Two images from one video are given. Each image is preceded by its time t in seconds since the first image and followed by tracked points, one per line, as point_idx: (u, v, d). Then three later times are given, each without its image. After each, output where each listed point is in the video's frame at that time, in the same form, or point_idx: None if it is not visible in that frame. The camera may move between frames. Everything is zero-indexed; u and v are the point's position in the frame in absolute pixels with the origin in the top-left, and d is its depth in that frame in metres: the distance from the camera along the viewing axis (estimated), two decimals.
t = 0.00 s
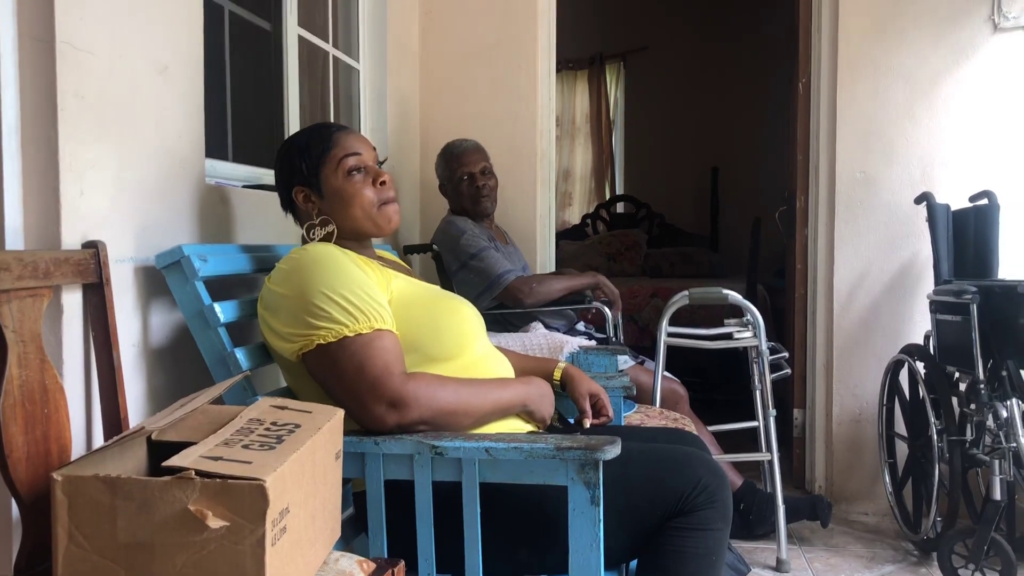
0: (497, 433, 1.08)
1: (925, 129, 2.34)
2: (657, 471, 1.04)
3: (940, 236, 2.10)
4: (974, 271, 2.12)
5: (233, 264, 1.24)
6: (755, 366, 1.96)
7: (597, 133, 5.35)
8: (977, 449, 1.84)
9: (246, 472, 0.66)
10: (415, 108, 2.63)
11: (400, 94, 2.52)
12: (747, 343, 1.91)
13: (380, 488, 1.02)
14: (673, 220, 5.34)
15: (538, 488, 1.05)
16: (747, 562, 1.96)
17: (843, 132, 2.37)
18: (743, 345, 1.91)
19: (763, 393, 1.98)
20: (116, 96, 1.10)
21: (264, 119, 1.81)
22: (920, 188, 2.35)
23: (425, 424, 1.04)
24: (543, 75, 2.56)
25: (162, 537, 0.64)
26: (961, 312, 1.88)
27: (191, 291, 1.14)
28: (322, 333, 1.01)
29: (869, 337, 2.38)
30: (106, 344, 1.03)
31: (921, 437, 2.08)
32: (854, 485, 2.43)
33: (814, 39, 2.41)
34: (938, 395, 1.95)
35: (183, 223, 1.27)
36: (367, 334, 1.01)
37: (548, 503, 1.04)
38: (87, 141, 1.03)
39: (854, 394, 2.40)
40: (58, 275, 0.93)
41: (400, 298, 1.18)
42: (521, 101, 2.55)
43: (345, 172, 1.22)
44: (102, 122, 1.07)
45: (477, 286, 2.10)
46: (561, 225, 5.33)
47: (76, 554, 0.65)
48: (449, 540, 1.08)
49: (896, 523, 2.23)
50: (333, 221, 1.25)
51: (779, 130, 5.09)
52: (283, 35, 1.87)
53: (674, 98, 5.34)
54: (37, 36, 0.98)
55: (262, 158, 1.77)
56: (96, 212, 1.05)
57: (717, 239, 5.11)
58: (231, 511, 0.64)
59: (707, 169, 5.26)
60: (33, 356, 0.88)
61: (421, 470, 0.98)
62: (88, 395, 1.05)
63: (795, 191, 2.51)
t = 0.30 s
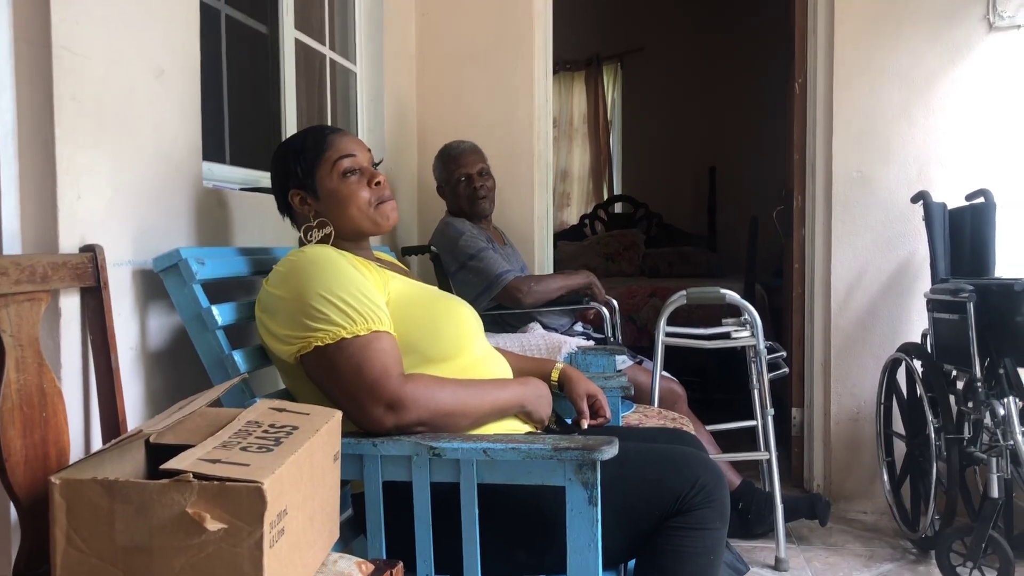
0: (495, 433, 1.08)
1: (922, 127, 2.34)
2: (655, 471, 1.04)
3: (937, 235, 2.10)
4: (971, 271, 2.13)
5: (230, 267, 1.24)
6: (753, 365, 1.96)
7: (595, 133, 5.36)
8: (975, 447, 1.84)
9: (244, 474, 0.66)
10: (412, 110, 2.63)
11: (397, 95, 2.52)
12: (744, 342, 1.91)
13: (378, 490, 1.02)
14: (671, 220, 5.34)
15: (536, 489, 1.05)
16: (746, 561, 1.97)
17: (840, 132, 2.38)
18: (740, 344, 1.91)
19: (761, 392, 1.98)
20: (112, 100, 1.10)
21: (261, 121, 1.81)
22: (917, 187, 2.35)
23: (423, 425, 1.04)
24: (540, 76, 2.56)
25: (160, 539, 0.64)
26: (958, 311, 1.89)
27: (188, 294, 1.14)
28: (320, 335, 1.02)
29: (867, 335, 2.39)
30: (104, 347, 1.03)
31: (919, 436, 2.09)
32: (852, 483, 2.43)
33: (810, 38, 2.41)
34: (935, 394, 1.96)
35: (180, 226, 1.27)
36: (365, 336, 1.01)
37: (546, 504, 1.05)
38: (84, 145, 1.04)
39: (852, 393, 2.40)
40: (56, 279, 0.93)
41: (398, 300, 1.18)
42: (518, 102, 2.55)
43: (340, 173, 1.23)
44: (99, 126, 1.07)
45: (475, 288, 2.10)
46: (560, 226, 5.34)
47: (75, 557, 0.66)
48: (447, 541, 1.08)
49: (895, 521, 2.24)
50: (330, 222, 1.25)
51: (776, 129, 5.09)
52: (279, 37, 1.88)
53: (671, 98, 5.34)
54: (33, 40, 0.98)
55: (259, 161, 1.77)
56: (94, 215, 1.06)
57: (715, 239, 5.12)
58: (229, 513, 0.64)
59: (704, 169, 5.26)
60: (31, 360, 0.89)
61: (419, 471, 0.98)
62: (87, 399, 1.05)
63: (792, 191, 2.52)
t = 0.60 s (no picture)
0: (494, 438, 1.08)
1: (918, 129, 2.35)
2: (655, 473, 1.04)
3: (935, 236, 2.11)
4: (969, 273, 2.13)
5: (229, 272, 1.24)
6: (752, 368, 1.96)
7: (592, 137, 5.36)
8: (974, 448, 1.84)
9: (244, 480, 0.66)
10: (410, 114, 2.64)
11: (395, 99, 2.52)
12: (743, 345, 1.91)
13: (378, 495, 1.02)
14: (669, 223, 5.35)
15: (535, 492, 1.05)
16: (746, 564, 1.97)
17: (836, 133, 2.38)
18: (739, 347, 1.91)
19: (760, 394, 1.98)
20: (110, 106, 1.10)
21: (259, 126, 1.81)
22: (914, 188, 2.36)
23: (422, 429, 1.04)
24: (537, 80, 2.57)
25: (160, 545, 0.64)
26: (956, 312, 1.89)
27: (187, 299, 1.14)
28: (319, 340, 1.02)
29: (865, 337, 2.39)
30: (102, 353, 1.03)
31: (918, 437, 2.09)
32: (852, 485, 2.43)
33: (807, 41, 2.42)
34: (934, 396, 1.96)
35: (179, 231, 1.27)
36: (364, 341, 1.01)
37: (546, 507, 1.05)
38: (82, 151, 1.04)
39: (851, 395, 2.40)
40: (54, 285, 0.93)
41: (396, 304, 1.18)
42: (515, 106, 2.56)
43: (340, 178, 1.23)
44: (97, 132, 1.07)
45: (473, 292, 2.11)
46: (558, 229, 5.34)
47: (74, 564, 0.65)
48: (447, 545, 1.08)
49: (895, 523, 2.24)
50: (329, 227, 1.25)
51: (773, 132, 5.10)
52: (276, 43, 1.88)
53: (668, 101, 5.35)
54: (31, 47, 0.98)
55: (257, 166, 1.77)
56: (92, 221, 1.06)
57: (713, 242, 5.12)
58: (229, 518, 0.64)
59: (702, 171, 5.27)
60: (30, 366, 0.89)
61: (418, 476, 0.98)
62: (86, 405, 1.05)
63: (790, 193, 2.52)
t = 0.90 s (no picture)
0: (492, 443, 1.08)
1: (915, 132, 2.36)
2: (652, 477, 1.04)
3: (932, 239, 2.11)
4: (966, 275, 2.12)
5: (226, 278, 1.24)
6: (750, 371, 1.96)
7: (590, 141, 5.37)
8: (972, 450, 1.84)
9: (240, 486, 0.66)
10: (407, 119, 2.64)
11: (392, 105, 2.53)
12: (741, 348, 1.91)
13: (376, 501, 1.02)
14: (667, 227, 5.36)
15: (533, 498, 1.05)
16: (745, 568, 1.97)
17: (833, 137, 2.39)
18: (737, 350, 1.91)
19: (758, 398, 1.98)
20: (107, 113, 1.10)
21: (256, 132, 1.82)
22: (911, 191, 2.36)
23: (420, 435, 1.04)
24: (534, 85, 2.58)
25: (156, 552, 0.64)
26: (953, 314, 1.90)
27: (185, 306, 1.15)
28: (317, 346, 1.02)
29: (863, 340, 2.39)
30: (100, 360, 1.03)
31: (916, 440, 2.09)
32: (851, 488, 2.43)
33: (803, 45, 2.43)
34: (932, 399, 1.97)
35: (176, 238, 1.28)
36: (361, 346, 1.02)
37: (544, 512, 1.05)
38: (79, 158, 1.04)
39: (849, 398, 2.41)
40: (51, 292, 0.93)
41: (394, 309, 1.19)
42: (513, 111, 2.57)
43: (338, 183, 1.23)
44: (94, 139, 1.08)
45: (471, 297, 2.11)
46: (556, 234, 5.35)
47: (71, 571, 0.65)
48: (445, 551, 1.08)
49: (894, 526, 2.24)
50: (327, 232, 1.25)
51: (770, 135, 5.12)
52: (273, 49, 1.89)
53: (665, 105, 5.37)
54: (27, 55, 0.98)
55: (255, 172, 1.78)
56: (89, 228, 1.06)
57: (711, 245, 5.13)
58: (226, 525, 0.64)
59: (700, 175, 5.28)
60: (27, 373, 0.89)
61: (416, 481, 0.98)
62: (83, 412, 1.05)
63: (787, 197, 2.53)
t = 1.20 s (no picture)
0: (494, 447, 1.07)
1: (916, 133, 2.35)
2: (655, 481, 1.04)
3: (933, 241, 2.10)
4: (968, 275, 2.12)
5: (227, 284, 1.24)
6: (752, 374, 1.96)
7: (591, 144, 5.38)
8: (975, 451, 1.83)
9: (242, 492, 0.66)
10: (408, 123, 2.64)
11: (392, 109, 2.53)
12: (743, 351, 1.91)
13: (377, 505, 1.02)
14: (668, 229, 5.36)
15: (535, 502, 1.05)
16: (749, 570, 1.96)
17: (834, 138, 2.39)
18: (739, 353, 1.91)
19: (760, 400, 1.98)
20: (106, 118, 1.10)
21: (256, 137, 1.82)
22: (912, 192, 2.36)
23: (421, 439, 1.04)
24: (534, 88, 2.58)
25: (157, 558, 0.64)
26: (955, 315, 1.89)
27: (185, 311, 1.14)
28: (317, 350, 1.01)
29: (866, 341, 2.39)
30: (100, 366, 1.03)
31: (919, 441, 2.08)
32: (854, 491, 2.43)
33: (803, 47, 2.43)
34: (935, 400, 1.96)
35: (176, 243, 1.27)
36: (362, 350, 1.01)
37: (547, 516, 1.04)
38: (78, 163, 1.04)
39: (851, 400, 2.40)
40: (51, 298, 0.93)
41: (394, 313, 1.18)
42: (513, 114, 2.57)
43: (342, 187, 1.23)
44: (93, 144, 1.07)
45: (471, 301, 2.10)
46: (557, 237, 5.34)
47: None
48: (448, 556, 1.07)
49: (898, 528, 2.23)
50: (329, 235, 1.25)
51: (771, 137, 5.12)
52: (273, 54, 1.89)
53: (666, 108, 5.37)
54: (27, 61, 0.98)
55: (255, 176, 1.78)
56: (89, 233, 1.06)
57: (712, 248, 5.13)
58: (227, 531, 0.64)
59: (700, 177, 5.28)
60: (27, 380, 0.88)
61: (418, 486, 0.98)
62: (84, 418, 1.05)
63: (788, 199, 2.52)
